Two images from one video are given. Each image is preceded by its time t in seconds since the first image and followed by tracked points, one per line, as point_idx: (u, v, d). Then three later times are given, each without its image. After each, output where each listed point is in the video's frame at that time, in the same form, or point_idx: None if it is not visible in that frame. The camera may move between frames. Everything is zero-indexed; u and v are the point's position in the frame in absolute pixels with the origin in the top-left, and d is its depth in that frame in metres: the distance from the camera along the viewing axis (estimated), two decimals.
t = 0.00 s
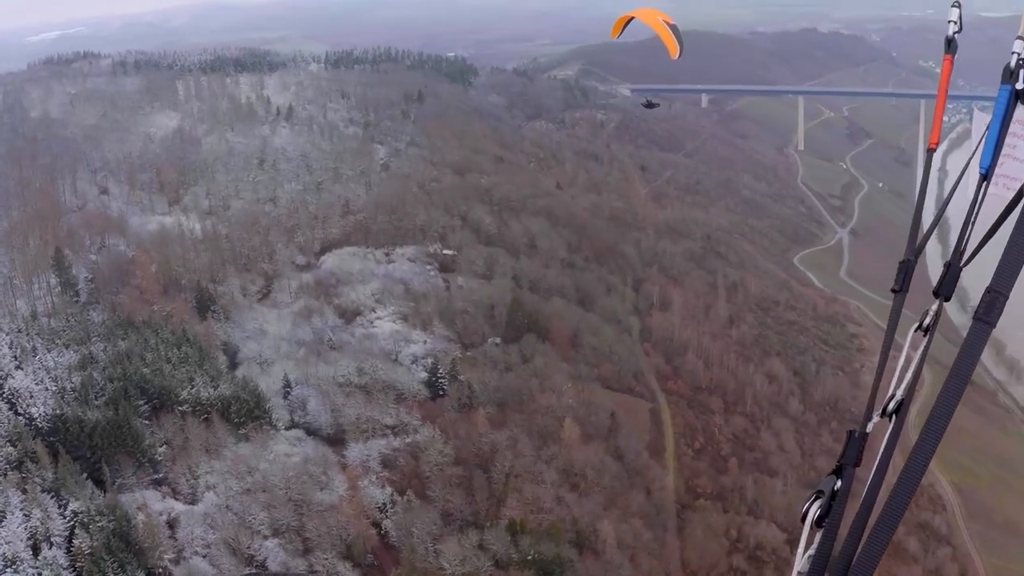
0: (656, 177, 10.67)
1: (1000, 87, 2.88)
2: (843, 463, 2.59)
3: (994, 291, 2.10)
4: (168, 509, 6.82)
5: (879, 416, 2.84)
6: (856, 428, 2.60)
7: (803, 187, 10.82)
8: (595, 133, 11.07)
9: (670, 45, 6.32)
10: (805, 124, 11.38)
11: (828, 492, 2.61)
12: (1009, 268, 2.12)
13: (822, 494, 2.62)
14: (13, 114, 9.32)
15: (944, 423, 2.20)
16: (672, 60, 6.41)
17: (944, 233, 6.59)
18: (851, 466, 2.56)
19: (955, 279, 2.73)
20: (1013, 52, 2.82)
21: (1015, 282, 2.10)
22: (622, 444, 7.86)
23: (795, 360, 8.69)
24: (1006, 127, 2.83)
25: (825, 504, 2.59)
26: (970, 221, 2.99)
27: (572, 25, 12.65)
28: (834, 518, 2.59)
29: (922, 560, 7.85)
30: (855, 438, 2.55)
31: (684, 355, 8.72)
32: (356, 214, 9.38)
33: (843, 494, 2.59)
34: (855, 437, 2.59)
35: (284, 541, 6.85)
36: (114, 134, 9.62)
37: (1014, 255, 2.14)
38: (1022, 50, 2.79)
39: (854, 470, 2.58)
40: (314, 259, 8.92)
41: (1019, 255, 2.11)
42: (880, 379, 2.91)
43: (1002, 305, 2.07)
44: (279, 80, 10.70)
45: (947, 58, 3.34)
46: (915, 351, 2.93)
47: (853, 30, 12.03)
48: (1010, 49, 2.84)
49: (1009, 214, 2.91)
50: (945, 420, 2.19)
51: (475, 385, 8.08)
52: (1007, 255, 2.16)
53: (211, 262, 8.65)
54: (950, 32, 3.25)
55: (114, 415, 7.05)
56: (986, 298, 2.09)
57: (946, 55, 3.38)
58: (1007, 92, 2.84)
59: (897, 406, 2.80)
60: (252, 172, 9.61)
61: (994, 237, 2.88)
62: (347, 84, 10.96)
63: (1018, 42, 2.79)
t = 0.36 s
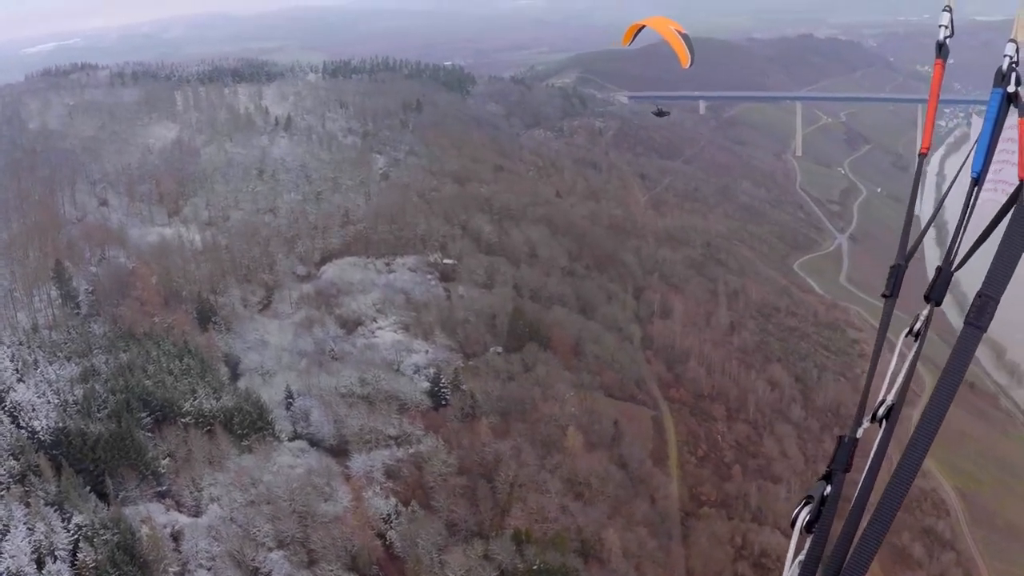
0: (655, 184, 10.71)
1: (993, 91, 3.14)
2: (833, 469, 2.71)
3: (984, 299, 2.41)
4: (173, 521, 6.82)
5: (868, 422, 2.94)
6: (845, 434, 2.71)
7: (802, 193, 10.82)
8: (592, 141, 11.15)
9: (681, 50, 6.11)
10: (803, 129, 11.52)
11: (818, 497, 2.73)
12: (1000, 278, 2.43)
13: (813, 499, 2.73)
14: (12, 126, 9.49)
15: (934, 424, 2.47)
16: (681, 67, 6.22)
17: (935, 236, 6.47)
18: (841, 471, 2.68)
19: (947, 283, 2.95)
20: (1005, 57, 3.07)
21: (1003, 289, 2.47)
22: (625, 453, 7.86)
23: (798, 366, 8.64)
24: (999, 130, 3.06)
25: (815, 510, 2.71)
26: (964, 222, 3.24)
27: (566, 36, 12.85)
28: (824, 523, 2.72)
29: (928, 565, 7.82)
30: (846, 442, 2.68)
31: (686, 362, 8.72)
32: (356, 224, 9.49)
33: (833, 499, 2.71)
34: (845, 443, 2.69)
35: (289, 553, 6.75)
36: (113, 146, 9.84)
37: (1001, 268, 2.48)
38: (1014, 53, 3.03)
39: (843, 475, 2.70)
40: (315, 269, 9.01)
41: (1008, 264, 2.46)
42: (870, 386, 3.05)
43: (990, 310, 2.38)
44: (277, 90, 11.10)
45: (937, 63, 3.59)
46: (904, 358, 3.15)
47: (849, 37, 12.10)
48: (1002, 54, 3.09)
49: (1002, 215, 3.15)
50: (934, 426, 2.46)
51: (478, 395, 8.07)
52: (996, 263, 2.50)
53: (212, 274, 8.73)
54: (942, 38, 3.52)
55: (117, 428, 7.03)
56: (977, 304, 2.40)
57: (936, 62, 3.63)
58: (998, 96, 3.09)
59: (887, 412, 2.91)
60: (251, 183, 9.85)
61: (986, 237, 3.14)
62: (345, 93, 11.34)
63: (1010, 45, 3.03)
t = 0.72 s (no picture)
0: (662, 192, 10.71)
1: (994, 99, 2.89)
2: (828, 475, 2.41)
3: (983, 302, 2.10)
4: (182, 531, 6.79)
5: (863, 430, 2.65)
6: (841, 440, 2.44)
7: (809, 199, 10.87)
8: (599, 149, 11.30)
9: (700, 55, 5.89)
10: (809, 137, 11.73)
11: (813, 505, 2.43)
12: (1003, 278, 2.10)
13: (808, 507, 2.43)
14: (21, 136, 9.81)
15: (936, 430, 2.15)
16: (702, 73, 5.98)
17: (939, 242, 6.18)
18: (836, 479, 2.40)
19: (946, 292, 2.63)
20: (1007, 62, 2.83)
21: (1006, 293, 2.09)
22: (635, 460, 7.83)
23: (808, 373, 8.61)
24: (999, 140, 2.81)
25: (809, 518, 2.40)
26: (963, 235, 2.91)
27: (568, 47, 13.23)
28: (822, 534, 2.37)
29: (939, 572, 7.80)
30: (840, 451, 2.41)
31: (695, 370, 8.69)
32: (364, 233, 9.54)
33: (828, 508, 2.39)
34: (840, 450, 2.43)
35: (299, 562, 6.73)
36: (120, 155, 9.99)
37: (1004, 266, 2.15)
38: (1016, 59, 2.79)
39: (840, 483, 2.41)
40: (323, 278, 9.06)
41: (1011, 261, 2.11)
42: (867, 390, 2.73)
43: (991, 315, 2.06)
44: (284, 99, 11.39)
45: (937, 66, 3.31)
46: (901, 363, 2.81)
47: (847, 53, 12.60)
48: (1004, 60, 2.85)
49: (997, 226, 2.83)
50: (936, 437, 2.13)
51: (487, 403, 8.06)
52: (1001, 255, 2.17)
53: (220, 283, 8.76)
54: (939, 45, 3.28)
55: (126, 437, 7.01)
56: (977, 308, 2.08)
57: (933, 71, 3.37)
58: (999, 103, 2.83)
59: (884, 418, 2.63)
60: (258, 193, 9.93)
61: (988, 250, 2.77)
62: (351, 103, 11.60)
63: (1013, 50, 2.79)
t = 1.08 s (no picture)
0: (672, 193, 10.69)
1: (998, 92, 2.98)
2: (828, 473, 2.87)
3: (983, 300, 2.35)
4: (197, 535, 6.81)
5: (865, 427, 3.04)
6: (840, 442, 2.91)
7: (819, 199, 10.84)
8: (609, 150, 11.26)
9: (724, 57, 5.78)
10: (819, 136, 11.67)
11: (810, 503, 2.87)
12: (1002, 281, 2.34)
13: (805, 505, 2.88)
14: (32, 140, 9.83)
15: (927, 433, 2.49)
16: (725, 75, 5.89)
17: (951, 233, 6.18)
18: (835, 476, 2.85)
19: (946, 288, 2.83)
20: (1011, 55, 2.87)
21: (1005, 291, 2.33)
22: (650, 462, 7.83)
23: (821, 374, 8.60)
24: (1000, 136, 2.93)
25: (807, 515, 2.86)
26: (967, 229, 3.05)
27: (575, 49, 13.28)
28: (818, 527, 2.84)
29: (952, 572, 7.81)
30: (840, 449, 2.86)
31: (708, 371, 8.71)
32: (375, 236, 9.54)
33: (825, 504, 2.84)
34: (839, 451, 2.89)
35: (315, 566, 6.77)
36: (131, 159, 10.06)
37: (999, 269, 2.40)
38: (1020, 53, 2.82)
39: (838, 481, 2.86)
40: (335, 281, 9.10)
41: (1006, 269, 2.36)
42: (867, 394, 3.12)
43: (990, 313, 2.32)
44: (294, 103, 11.29)
45: (940, 64, 3.52)
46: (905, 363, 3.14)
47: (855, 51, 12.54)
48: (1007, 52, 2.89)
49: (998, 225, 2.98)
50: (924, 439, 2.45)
51: (501, 406, 8.08)
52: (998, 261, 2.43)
53: (232, 286, 8.78)
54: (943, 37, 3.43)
55: (140, 442, 7.07)
56: (976, 305, 2.34)
57: (938, 62, 3.57)
58: (1002, 98, 2.94)
59: (883, 415, 3.00)
60: (270, 196, 9.94)
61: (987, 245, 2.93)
62: (361, 105, 11.56)
63: (1017, 44, 2.82)
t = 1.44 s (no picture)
0: (687, 196, 10.91)
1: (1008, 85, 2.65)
2: (829, 471, 2.63)
3: (990, 295, 2.11)
4: (213, 539, 6.82)
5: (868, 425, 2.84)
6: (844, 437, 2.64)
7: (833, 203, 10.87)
8: (623, 153, 11.39)
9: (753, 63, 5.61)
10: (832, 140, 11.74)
11: (813, 500, 2.68)
12: (1011, 273, 2.08)
13: (807, 502, 2.69)
14: (47, 146, 9.86)
15: (931, 435, 2.22)
16: (753, 82, 5.72)
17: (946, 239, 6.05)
18: (836, 474, 2.61)
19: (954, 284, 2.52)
20: None
21: (1014, 286, 2.08)
22: (665, 467, 7.85)
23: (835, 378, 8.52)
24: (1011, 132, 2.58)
25: (808, 513, 2.66)
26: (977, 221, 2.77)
27: (584, 53, 13.40)
28: (820, 528, 2.61)
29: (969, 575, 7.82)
30: (842, 445, 2.61)
31: (723, 376, 8.77)
32: (390, 240, 9.71)
33: (826, 504, 2.63)
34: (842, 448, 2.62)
35: (331, 570, 6.81)
36: (146, 164, 10.09)
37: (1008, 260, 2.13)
38: None
39: (841, 478, 2.62)
40: (349, 285, 9.18)
41: (1010, 261, 2.08)
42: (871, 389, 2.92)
43: (996, 309, 2.08)
44: (308, 108, 11.50)
45: (949, 58, 3.32)
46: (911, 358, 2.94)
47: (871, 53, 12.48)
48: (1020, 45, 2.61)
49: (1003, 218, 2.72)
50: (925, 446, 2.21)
51: (517, 410, 8.12)
52: (1008, 251, 2.13)
53: (248, 290, 8.86)
54: (952, 33, 3.18)
55: (156, 446, 7.07)
56: (982, 301, 2.10)
57: (947, 56, 3.34)
58: (1012, 91, 2.60)
59: (887, 412, 2.80)
60: (285, 202, 10.06)
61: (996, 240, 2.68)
62: (375, 110, 11.73)
63: None
